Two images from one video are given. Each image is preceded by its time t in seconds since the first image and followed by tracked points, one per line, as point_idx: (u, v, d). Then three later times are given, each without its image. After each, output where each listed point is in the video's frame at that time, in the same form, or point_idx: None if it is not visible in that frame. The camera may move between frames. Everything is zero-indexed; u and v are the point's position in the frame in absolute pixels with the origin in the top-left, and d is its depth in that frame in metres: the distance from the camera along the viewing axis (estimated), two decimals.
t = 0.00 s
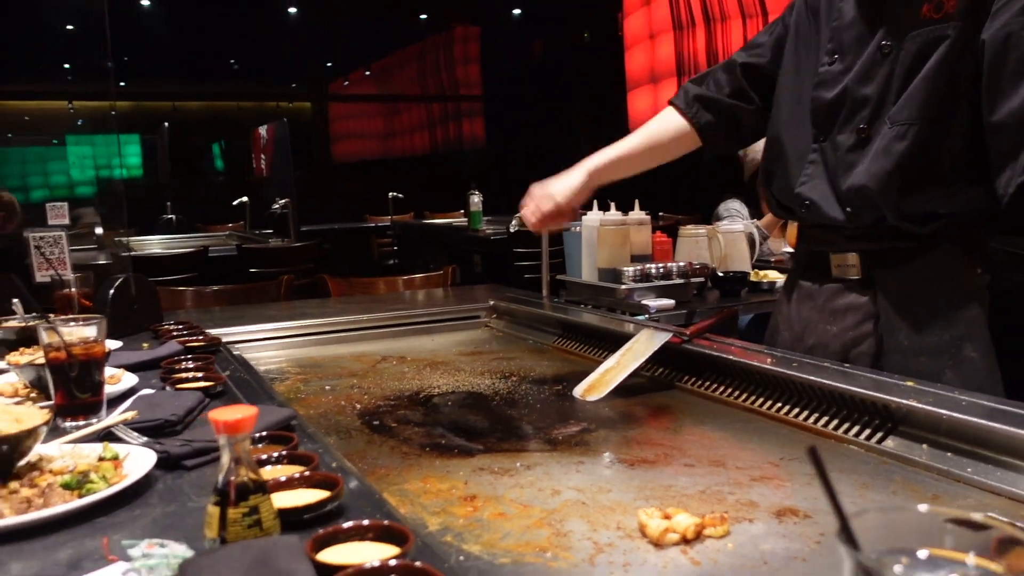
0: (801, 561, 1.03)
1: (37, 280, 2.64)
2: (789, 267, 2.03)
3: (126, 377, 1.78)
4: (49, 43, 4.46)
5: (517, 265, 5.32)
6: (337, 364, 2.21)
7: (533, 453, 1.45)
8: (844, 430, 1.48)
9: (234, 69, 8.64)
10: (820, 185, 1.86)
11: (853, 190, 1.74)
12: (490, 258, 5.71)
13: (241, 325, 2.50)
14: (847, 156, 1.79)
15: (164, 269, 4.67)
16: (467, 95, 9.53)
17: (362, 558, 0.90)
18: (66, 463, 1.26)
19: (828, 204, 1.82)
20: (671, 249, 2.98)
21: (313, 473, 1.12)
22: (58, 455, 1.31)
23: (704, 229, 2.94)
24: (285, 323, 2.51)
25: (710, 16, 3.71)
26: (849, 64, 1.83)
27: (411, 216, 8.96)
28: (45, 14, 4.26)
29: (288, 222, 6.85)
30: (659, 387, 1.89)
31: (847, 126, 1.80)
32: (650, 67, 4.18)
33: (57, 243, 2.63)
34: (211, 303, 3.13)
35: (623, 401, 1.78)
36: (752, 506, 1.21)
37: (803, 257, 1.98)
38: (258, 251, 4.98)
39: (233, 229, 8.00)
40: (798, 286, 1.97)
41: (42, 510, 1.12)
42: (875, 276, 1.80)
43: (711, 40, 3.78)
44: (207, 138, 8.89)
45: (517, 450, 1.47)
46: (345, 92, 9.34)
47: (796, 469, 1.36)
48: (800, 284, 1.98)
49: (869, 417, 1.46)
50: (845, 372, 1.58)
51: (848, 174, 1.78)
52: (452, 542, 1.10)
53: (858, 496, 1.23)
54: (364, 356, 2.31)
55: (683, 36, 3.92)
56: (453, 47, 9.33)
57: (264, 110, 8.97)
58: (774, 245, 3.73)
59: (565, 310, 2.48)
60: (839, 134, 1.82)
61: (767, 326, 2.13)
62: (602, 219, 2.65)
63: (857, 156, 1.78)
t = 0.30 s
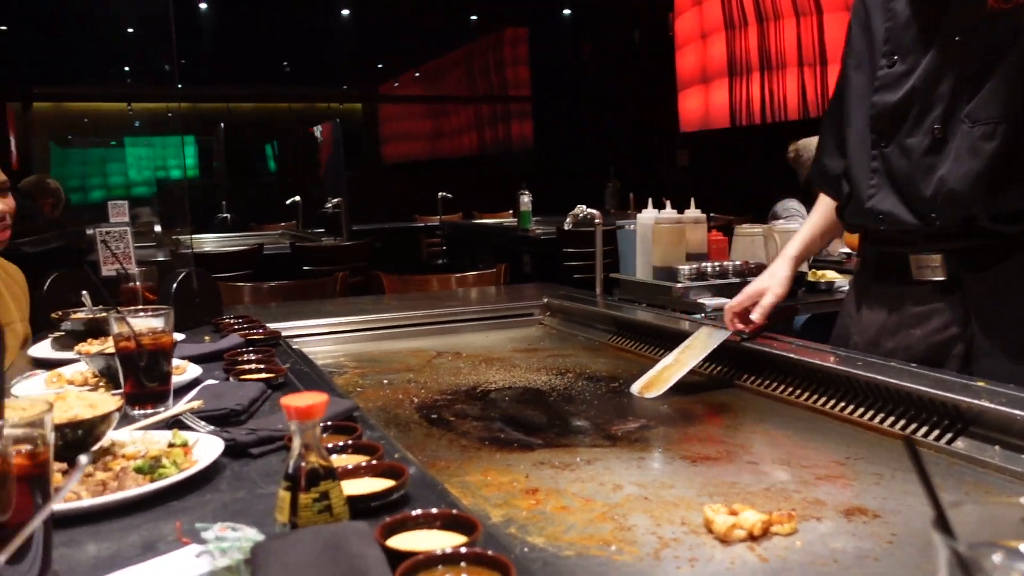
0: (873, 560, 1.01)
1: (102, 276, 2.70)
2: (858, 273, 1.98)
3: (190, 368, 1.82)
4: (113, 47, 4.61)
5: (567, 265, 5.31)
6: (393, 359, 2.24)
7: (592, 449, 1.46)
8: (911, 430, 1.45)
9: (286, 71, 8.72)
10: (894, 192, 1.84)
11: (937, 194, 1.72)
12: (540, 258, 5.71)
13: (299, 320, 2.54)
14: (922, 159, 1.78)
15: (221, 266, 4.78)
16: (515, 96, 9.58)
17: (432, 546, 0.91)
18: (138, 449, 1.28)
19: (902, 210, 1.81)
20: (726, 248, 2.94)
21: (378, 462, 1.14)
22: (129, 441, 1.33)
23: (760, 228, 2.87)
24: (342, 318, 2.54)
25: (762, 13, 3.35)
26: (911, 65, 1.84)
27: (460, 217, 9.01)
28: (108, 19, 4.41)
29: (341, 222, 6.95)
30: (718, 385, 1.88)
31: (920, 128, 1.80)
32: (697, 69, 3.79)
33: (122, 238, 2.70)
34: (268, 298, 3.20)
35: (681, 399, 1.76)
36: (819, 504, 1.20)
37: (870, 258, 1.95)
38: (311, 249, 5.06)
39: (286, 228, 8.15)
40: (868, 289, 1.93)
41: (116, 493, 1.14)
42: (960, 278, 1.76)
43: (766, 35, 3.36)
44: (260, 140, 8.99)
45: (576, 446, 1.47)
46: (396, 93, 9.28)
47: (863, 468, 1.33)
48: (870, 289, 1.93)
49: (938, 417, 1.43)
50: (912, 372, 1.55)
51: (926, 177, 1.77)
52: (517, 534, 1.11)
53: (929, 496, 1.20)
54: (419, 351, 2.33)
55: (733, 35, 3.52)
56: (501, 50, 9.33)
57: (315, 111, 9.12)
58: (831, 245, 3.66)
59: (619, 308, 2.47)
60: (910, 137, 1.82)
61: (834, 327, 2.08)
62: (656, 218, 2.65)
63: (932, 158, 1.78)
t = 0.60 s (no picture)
0: (931, 555, 0.99)
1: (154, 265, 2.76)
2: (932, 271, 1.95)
3: (239, 355, 1.84)
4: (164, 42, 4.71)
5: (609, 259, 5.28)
6: (438, 348, 2.25)
7: (639, 439, 1.45)
8: (967, 426, 1.41)
9: (330, 66, 8.77)
10: (967, 191, 1.80)
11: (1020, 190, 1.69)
12: (582, 252, 5.69)
13: (345, 310, 2.57)
14: (995, 155, 1.75)
15: (266, 257, 4.85)
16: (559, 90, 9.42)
17: (480, 531, 0.91)
18: (190, 431, 1.29)
19: (978, 208, 1.77)
20: (773, 242, 2.89)
21: (426, 447, 1.14)
22: (181, 423, 1.34)
23: (809, 222, 2.81)
24: (387, 308, 2.56)
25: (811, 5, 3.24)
26: (974, 53, 1.80)
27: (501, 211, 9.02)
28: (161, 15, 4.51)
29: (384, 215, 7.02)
30: (767, 378, 1.86)
31: (989, 122, 1.77)
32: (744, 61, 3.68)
33: (172, 227, 2.75)
34: (314, 288, 3.23)
35: (728, 393, 1.74)
36: (874, 498, 1.17)
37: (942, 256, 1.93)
38: (355, 241, 5.11)
39: (330, 221, 8.24)
40: (945, 288, 1.91)
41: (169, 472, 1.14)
42: None
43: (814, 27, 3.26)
44: (305, 134, 9.15)
45: (623, 436, 1.47)
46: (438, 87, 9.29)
47: (919, 463, 1.30)
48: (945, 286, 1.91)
49: (994, 413, 1.39)
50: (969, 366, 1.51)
51: (1001, 173, 1.74)
52: (564, 522, 1.11)
53: (988, 492, 1.17)
54: (464, 342, 2.34)
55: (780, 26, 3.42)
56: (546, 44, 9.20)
57: (359, 106, 9.20)
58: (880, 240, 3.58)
59: (665, 300, 2.45)
60: (979, 131, 1.78)
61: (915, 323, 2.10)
62: (703, 210, 2.61)
63: (1005, 153, 1.75)
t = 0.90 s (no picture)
0: (964, 551, 0.98)
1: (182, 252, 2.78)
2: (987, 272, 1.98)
3: (267, 340, 1.86)
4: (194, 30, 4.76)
5: (633, 251, 5.25)
6: (464, 336, 2.26)
7: (666, 430, 1.45)
8: (1000, 422, 1.39)
9: (357, 54, 8.88)
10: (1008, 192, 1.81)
11: None
12: (606, 243, 5.67)
13: (371, 297, 2.58)
14: None
15: (292, 244, 4.89)
16: (586, 80, 9.48)
17: (510, 517, 0.91)
18: (220, 413, 1.30)
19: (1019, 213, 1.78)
20: (802, 235, 2.86)
21: (454, 434, 1.14)
22: (211, 406, 1.35)
23: (837, 214, 2.78)
24: (412, 296, 2.57)
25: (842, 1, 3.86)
26: (1011, 50, 1.75)
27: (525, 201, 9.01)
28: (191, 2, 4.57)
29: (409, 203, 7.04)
30: (795, 372, 1.85)
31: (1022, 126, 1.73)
32: (774, 53, 4.36)
33: (202, 212, 2.77)
34: (340, 275, 3.26)
35: (755, 386, 1.73)
36: (905, 494, 1.16)
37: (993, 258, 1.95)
38: (380, 229, 5.13)
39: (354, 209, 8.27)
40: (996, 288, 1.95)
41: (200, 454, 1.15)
42: None
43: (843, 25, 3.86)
44: (332, 121, 9.08)
45: (649, 427, 1.47)
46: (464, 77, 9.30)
47: (950, 459, 1.29)
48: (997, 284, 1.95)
49: None
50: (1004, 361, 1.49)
51: None
52: (591, 511, 1.11)
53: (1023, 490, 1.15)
54: (489, 330, 2.34)
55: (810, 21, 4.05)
56: (574, 35, 9.28)
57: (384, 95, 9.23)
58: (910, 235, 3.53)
59: (691, 292, 2.43)
60: (1014, 135, 1.75)
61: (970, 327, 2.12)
62: (732, 202, 2.61)
63: None
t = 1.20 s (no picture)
0: (993, 555, 0.96)
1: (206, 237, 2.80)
2: None
3: (288, 328, 1.86)
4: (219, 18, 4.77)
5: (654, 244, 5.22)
6: (484, 328, 2.25)
7: (688, 426, 1.44)
8: None
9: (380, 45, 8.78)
10: None
11: None
12: (627, 237, 5.64)
13: (391, 287, 2.58)
14: None
15: (314, 232, 4.90)
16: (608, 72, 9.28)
17: (533, 511, 0.91)
18: (243, 402, 1.30)
19: None
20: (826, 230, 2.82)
21: (476, 427, 1.14)
22: (233, 394, 1.35)
23: (863, 211, 2.74)
24: (433, 287, 2.56)
25: None
26: None
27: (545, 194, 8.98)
28: None
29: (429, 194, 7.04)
30: (818, 368, 1.83)
31: None
32: (799, 46, 4.30)
33: (225, 200, 2.78)
34: (361, 265, 3.26)
35: (778, 383, 1.72)
36: (932, 495, 1.14)
37: None
38: (400, 220, 5.14)
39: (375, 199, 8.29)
40: None
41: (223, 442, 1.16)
42: None
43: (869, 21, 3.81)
44: (354, 111, 9.09)
45: (671, 422, 1.46)
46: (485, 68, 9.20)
47: (979, 461, 1.26)
48: None
49: None
50: None
51: None
52: (613, 506, 1.10)
53: None
54: (510, 323, 2.34)
55: (836, 15, 4.00)
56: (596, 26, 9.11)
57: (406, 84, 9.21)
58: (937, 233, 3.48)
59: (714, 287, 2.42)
60: None
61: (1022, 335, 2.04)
62: (756, 197, 2.58)
63: None
